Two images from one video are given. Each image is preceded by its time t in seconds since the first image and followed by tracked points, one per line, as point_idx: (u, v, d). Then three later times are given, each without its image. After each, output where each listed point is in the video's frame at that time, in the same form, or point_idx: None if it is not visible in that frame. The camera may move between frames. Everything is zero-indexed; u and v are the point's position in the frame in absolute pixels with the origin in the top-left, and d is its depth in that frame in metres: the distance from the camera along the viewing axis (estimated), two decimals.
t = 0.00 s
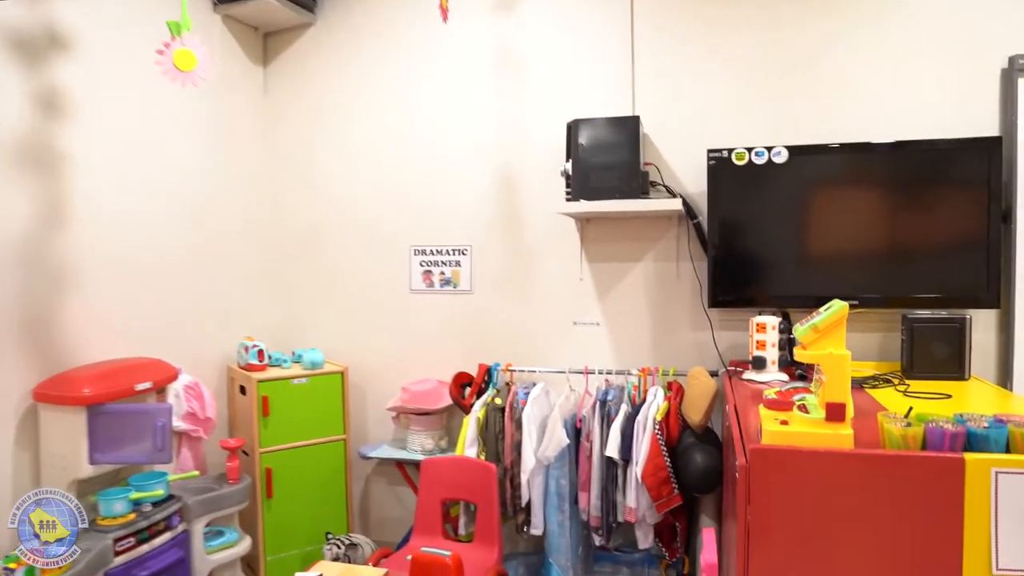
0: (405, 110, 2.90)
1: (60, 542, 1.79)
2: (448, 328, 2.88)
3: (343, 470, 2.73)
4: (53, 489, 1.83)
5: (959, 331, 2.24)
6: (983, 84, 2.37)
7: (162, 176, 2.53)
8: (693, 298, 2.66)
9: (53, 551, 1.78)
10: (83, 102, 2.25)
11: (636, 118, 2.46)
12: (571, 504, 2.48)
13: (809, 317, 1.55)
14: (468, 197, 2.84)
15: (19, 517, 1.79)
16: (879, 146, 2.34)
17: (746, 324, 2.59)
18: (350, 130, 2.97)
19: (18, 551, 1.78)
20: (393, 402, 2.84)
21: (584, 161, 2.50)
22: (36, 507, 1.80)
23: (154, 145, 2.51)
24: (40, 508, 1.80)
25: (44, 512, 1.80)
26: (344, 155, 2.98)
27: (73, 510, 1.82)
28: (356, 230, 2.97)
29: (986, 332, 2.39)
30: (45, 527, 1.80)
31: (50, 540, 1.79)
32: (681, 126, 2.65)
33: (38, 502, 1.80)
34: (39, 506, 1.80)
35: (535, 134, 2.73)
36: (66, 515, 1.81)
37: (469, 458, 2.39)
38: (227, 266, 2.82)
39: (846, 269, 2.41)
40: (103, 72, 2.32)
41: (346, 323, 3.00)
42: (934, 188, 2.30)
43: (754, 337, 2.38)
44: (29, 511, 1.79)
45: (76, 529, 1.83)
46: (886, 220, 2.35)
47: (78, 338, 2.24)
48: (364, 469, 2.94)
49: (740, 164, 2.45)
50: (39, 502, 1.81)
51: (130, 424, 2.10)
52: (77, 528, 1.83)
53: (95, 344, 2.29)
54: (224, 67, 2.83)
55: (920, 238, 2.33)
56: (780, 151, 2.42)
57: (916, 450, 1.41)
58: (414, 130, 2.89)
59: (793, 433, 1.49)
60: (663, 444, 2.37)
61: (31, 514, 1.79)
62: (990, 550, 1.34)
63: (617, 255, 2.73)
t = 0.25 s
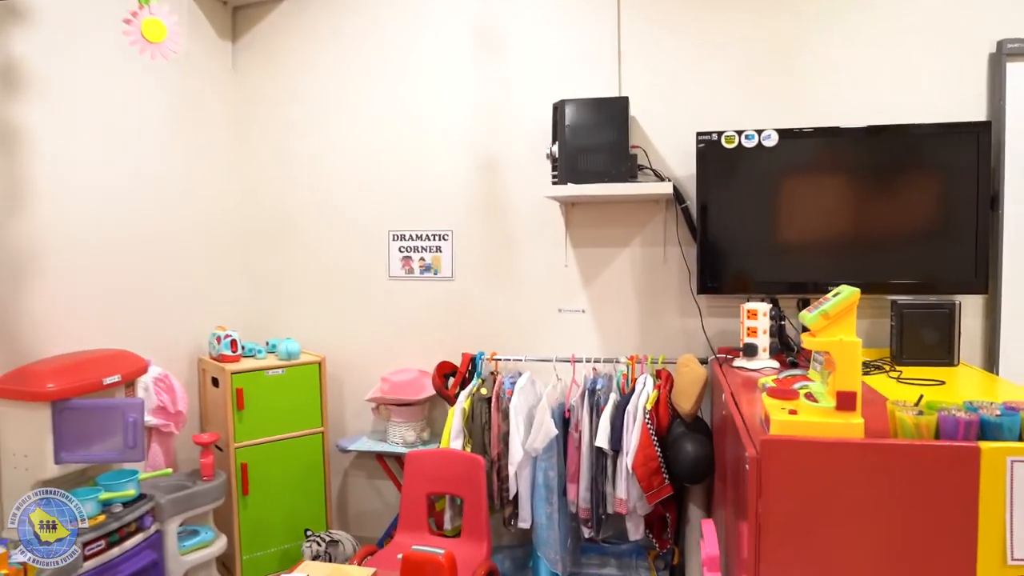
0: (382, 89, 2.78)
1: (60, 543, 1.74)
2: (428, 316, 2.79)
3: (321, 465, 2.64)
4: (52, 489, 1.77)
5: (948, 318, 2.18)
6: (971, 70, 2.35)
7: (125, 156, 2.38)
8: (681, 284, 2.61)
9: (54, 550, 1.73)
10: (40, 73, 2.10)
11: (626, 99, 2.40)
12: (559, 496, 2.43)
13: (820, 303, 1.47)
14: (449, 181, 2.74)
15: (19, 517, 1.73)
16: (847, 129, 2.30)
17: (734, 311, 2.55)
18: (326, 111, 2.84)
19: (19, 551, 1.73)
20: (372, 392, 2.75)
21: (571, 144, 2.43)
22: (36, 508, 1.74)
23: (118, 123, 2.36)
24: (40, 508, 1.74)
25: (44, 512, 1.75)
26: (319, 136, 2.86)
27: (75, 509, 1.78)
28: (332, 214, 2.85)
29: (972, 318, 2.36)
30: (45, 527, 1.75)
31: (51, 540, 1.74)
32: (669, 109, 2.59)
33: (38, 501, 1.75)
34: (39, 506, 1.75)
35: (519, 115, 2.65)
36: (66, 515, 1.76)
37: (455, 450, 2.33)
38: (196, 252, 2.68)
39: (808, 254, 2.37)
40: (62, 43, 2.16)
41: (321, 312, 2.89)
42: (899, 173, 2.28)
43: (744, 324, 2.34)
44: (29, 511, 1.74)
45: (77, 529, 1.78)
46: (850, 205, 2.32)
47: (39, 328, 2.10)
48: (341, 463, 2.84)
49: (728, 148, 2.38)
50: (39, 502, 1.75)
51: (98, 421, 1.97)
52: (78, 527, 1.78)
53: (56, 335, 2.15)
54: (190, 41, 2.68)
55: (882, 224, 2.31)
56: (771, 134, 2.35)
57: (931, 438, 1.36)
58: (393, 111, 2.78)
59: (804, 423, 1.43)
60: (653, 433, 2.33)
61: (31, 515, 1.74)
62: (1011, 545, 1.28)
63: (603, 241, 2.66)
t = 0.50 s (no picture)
0: (361, 71, 2.67)
1: (60, 543, 1.70)
2: (412, 306, 2.70)
3: (302, 460, 2.55)
4: (51, 487, 1.71)
5: (942, 301, 2.21)
6: (960, 53, 2.35)
7: (91, 136, 2.23)
8: (669, 270, 2.56)
9: (53, 550, 1.70)
10: None
11: (617, 81, 2.33)
12: (550, 488, 2.37)
13: (837, 287, 1.46)
14: (431, 166, 2.64)
15: (19, 518, 1.70)
16: (820, 115, 2.30)
17: (723, 298, 2.52)
18: (300, 92, 2.72)
19: (16, 548, 1.70)
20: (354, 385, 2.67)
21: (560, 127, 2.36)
22: (37, 507, 1.70)
23: (83, 101, 2.20)
24: (41, 507, 1.69)
25: (44, 513, 1.70)
26: (293, 119, 2.73)
27: (74, 510, 1.72)
28: (309, 201, 2.73)
29: (962, 303, 2.40)
30: (42, 525, 1.70)
31: (47, 540, 1.70)
32: (657, 92, 2.53)
33: (38, 501, 1.70)
34: (39, 506, 1.70)
35: (504, 97, 2.57)
36: (66, 516, 1.71)
37: (444, 443, 2.26)
38: (166, 241, 2.53)
39: (780, 241, 2.37)
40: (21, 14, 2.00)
41: (296, 303, 2.77)
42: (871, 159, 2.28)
43: (737, 310, 2.31)
44: (29, 511, 1.70)
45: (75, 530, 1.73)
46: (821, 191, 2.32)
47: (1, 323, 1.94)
48: (320, 457, 2.76)
49: (719, 134, 2.35)
50: (38, 502, 1.70)
51: (71, 419, 1.83)
52: (76, 529, 1.73)
53: (20, 330, 2.00)
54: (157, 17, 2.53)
55: (851, 211, 2.32)
56: (762, 119, 2.33)
57: (953, 424, 1.34)
58: (371, 93, 2.67)
59: (825, 411, 1.39)
60: (645, 422, 2.29)
61: (31, 514, 1.70)
62: None
63: (589, 228, 2.58)
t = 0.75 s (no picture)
0: (338, 52, 2.56)
1: (61, 543, 1.66)
2: (395, 296, 2.62)
3: (280, 455, 2.47)
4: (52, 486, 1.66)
5: (931, 289, 2.25)
6: (948, 39, 2.39)
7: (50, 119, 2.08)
8: (657, 258, 2.52)
9: (53, 551, 1.65)
10: None
11: (607, 65, 2.26)
12: (541, 480, 2.34)
13: (855, 273, 1.45)
14: (414, 152, 2.56)
15: (19, 518, 1.62)
16: (785, 100, 2.33)
17: (711, 285, 2.50)
18: (275, 73, 2.60)
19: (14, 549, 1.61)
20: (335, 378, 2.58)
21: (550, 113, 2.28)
22: (37, 507, 1.63)
23: (41, 82, 2.06)
24: (43, 507, 1.63)
25: (45, 512, 1.64)
26: (267, 102, 2.61)
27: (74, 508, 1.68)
28: (286, 188, 2.62)
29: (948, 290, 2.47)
30: (44, 525, 1.64)
31: (50, 540, 1.64)
32: (646, 78, 2.49)
33: (39, 501, 1.63)
34: (39, 506, 1.63)
35: (489, 81, 2.50)
36: (66, 515, 1.67)
37: (433, 436, 2.22)
38: (136, 231, 2.40)
39: (739, 229, 2.39)
40: None
41: (273, 294, 2.66)
42: (833, 147, 2.33)
43: (729, 298, 2.30)
44: (30, 510, 1.63)
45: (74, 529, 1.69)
46: (783, 180, 2.35)
47: None
48: (299, 452, 2.66)
49: (710, 119, 2.34)
50: (39, 502, 1.63)
51: (51, 417, 1.79)
52: (75, 527, 1.69)
53: None
54: None
55: (827, 199, 2.36)
56: (753, 104, 2.34)
57: (975, 410, 1.35)
58: (351, 75, 2.56)
59: (849, 399, 1.38)
60: (638, 411, 2.27)
61: (31, 514, 1.63)
62: None
63: (576, 215, 2.53)
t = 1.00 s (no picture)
0: (315, 32, 2.45)
1: (63, 543, 1.55)
2: (377, 285, 2.54)
3: (257, 451, 2.36)
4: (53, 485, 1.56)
5: (913, 275, 2.30)
6: (929, 29, 2.42)
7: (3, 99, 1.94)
8: (645, 245, 2.50)
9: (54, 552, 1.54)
10: None
11: (599, 49, 2.21)
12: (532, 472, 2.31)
13: (868, 261, 1.44)
14: (396, 136, 2.48)
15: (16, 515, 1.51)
16: (760, 87, 2.31)
17: (696, 274, 2.49)
18: (248, 53, 2.47)
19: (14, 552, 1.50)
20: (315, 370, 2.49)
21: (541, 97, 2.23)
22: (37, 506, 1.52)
23: None
24: (42, 506, 1.53)
25: (45, 511, 1.53)
26: (239, 83, 2.49)
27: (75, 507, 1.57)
28: (261, 173, 2.51)
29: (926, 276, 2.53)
30: (44, 525, 1.53)
31: (51, 540, 1.54)
32: (633, 62, 2.45)
33: (39, 499, 1.53)
34: (39, 505, 1.53)
35: (473, 64, 2.43)
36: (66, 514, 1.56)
37: (423, 430, 2.15)
38: (99, 217, 2.27)
39: (705, 217, 2.37)
40: None
41: (248, 284, 2.55)
42: (803, 136, 2.32)
43: (718, 286, 2.30)
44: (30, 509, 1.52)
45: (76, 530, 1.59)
46: (769, 169, 2.34)
47: None
48: (276, 446, 2.56)
49: (699, 106, 2.31)
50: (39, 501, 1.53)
51: (21, 418, 1.69)
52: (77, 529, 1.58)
53: None
54: None
55: (813, 189, 2.35)
56: (742, 92, 2.31)
57: (986, 397, 1.35)
58: (328, 56, 2.46)
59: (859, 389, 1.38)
60: (629, 401, 2.25)
61: (31, 514, 1.52)
62: None
63: (563, 202, 2.49)
